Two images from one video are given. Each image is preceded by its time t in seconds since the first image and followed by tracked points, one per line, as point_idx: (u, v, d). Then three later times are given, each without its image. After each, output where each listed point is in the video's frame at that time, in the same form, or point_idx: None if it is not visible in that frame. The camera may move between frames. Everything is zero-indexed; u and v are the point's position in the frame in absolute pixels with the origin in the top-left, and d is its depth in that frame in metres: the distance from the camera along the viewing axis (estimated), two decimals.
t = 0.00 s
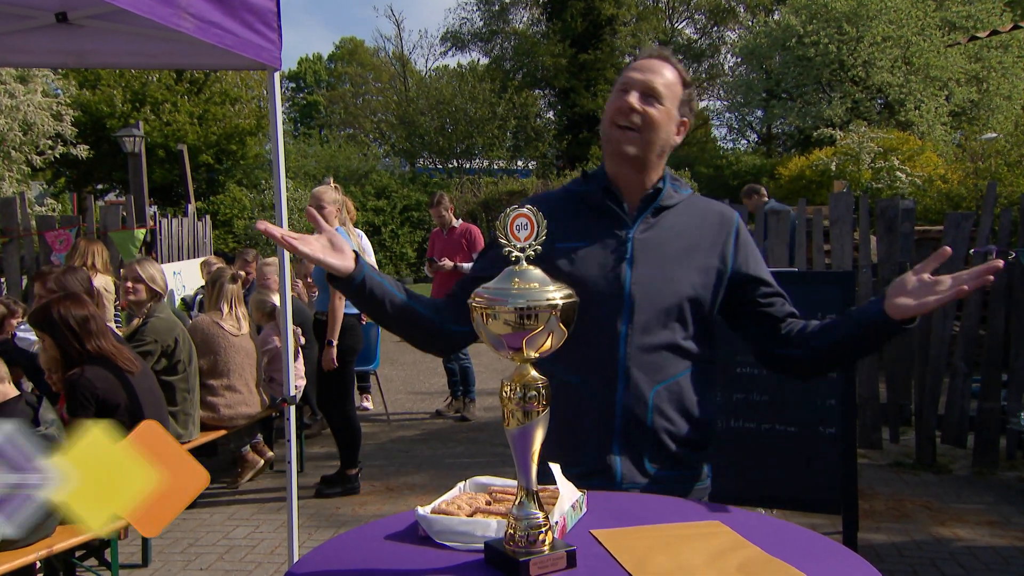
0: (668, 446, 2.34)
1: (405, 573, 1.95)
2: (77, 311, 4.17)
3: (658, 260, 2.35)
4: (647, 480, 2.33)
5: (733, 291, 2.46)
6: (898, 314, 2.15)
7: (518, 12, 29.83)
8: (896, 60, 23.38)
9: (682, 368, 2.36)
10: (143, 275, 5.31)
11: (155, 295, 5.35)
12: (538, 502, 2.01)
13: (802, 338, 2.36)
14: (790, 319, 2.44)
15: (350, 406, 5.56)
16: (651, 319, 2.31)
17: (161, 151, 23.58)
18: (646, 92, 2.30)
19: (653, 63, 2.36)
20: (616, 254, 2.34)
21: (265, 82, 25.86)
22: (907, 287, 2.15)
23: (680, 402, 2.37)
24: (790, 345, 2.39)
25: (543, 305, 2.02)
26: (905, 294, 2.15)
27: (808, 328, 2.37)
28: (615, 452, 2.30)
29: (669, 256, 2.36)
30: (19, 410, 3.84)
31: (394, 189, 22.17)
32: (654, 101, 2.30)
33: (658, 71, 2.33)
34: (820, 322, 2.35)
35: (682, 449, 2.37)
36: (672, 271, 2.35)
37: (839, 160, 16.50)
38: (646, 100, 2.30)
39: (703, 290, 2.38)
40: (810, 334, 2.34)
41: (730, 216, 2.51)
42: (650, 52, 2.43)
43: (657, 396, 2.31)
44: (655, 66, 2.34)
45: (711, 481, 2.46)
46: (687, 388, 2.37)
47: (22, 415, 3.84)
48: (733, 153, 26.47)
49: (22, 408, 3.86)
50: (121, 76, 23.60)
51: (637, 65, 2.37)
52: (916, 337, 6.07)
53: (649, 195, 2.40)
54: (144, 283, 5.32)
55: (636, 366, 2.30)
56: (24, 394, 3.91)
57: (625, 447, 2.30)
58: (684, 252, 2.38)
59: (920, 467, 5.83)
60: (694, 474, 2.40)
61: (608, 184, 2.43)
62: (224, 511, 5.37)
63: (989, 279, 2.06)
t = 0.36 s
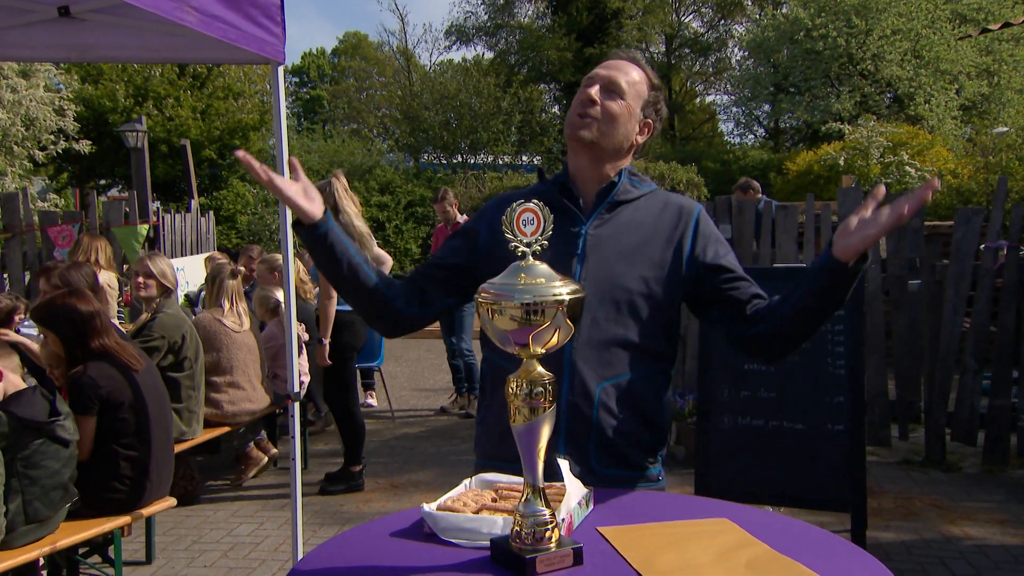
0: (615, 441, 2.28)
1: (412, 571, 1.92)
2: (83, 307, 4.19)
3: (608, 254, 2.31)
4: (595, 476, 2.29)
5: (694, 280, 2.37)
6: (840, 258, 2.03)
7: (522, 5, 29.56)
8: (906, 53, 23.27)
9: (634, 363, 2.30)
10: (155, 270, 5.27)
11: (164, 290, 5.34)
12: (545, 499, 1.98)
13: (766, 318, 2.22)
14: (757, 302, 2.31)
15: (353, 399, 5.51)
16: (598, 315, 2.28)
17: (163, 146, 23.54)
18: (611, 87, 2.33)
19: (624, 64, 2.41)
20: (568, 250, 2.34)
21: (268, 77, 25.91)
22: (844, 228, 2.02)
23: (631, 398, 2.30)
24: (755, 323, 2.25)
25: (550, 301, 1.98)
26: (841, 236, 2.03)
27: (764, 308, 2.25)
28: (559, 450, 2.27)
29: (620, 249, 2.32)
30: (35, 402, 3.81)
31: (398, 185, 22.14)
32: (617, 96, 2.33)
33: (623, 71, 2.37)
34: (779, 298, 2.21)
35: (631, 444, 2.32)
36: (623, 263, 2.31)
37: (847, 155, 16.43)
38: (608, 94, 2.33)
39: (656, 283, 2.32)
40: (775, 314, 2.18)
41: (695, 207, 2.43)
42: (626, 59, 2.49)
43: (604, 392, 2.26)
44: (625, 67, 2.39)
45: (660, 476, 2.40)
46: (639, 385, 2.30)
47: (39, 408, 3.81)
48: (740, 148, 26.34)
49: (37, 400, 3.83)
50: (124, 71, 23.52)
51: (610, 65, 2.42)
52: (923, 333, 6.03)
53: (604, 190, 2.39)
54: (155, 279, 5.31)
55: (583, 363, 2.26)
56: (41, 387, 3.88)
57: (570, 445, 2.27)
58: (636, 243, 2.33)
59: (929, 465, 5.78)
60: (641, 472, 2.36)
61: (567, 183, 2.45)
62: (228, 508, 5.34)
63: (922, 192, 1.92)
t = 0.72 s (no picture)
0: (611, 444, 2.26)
1: (414, 569, 1.88)
2: (86, 303, 4.14)
3: (597, 256, 2.27)
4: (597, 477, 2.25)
5: (674, 279, 2.38)
6: (825, 310, 2.07)
7: None
8: (914, 48, 23.16)
9: (626, 366, 2.29)
10: (156, 266, 5.19)
11: (167, 286, 5.26)
12: (549, 496, 1.94)
13: (745, 325, 2.26)
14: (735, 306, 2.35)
15: (355, 397, 5.49)
16: (593, 319, 2.23)
17: (164, 140, 23.49)
18: (580, 97, 2.14)
19: (576, 57, 2.18)
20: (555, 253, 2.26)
21: (269, 69, 25.99)
22: (831, 288, 2.06)
23: (624, 400, 2.29)
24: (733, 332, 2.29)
25: (554, 296, 1.95)
26: (832, 290, 2.06)
27: (751, 313, 2.27)
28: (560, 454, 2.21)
29: (609, 252, 2.28)
30: (34, 399, 3.74)
31: (401, 180, 22.13)
32: (589, 106, 2.16)
33: (586, 70, 2.16)
34: (762, 306, 2.25)
35: (626, 446, 2.30)
36: (612, 267, 2.27)
37: (853, 151, 16.38)
38: (582, 107, 2.15)
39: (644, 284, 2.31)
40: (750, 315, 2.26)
41: (668, 202, 2.42)
42: (569, 40, 2.23)
43: (602, 396, 2.24)
44: (580, 62, 2.17)
45: (650, 472, 2.39)
46: (631, 388, 2.30)
47: (38, 405, 3.75)
48: (745, 143, 26.24)
49: (37, 398, 3.77)
50: (124, 64, 23.42)
51: (559, 61, 2.18)
52: (930, 331, 5.98)
53: (584, 191, 2.31)
54: (157, 275, 5.21)
55: (581, 367, 2.21)
56: (40, 384, 3.81)
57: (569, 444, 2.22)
58: (623, 246, 2.30)
59: (936, 464, 5.73)
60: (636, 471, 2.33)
61: (536, 184, 2.34)
62: (228, 504, 5.31)
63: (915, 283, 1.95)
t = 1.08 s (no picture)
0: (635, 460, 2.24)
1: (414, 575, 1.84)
2: (88, 308, 4.11)
3: (615, 270, 2.22)
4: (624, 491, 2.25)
5: (684, 284, 2.31)
6: (802, 315, 2.03)
7: None
8: (918, 49, 23.13)
9: (646, 382, 2.25)
10: (149, 270, 5.20)
11: (162, 290, 5.28)
12: (551, 502, 1.90)
13: (740, 330, 2.18)
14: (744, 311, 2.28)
15: (356, 401, 5.46)
16: (613, 336, 2.19)
17: (163, 143, 23.46)
18: (577, 96, 2.09)
19: (571, 59, 2.13)
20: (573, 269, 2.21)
21: (269, 71, 25.89)
22: (803, 288, 2.01)
23: (646, 417, 2.26)
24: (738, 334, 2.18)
25: (556, 300, 1.90)
26: (807, 293, 2.01)
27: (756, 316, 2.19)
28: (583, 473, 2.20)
29: (623, 265, 2.23)
30: (38, 407, 3.71)
31: (401, 183, 22.13)
32: (588, 103, 2.10)
33: (584, 72, 2.11)
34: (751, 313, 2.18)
35: (648, 460, 2.28)
36: (627, 282, 2.22)
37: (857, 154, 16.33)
38: (581, 106, 2.10)
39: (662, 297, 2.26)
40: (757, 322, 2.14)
41: (677, 204, 2.35)
42: (561, 40, 2.18)
43: (624, 417, 2.21)
44: (577, 62, 2.12)
45: (669, 480, 2.36)
46: (651, 405, 2.26)
47: (42, 414, 3.71)
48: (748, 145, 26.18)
49: (40, 406, 3.73)
50: (123, 66, 23.35)
51: (553, 62, 2.13)
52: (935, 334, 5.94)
53: (597, 202, 2.26)
54: (151, 280, 5.23)
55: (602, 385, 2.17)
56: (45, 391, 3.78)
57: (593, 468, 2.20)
58: (640, 258, 2.25)
59: (941, 468, 5.69)
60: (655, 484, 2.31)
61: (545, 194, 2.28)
62: (227, 510, 5.27)
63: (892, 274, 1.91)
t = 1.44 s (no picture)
0: (696, 469, 2.17)
1: None
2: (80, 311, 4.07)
3: (656, 274, 2.12)
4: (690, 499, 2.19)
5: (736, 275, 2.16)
6: (837, 294, 1.84)
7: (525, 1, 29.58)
8: (918, 48, 23.12)
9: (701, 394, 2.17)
10: (137, 276, 5.19)
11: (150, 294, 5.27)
12: (550, 506, 1.87)
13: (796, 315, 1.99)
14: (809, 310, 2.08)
15: (353, 402, 5.42)
16: (662, 347, 2.10)
17: (158, 145, 23.42)
18: (600, 93, 1.98)
19: (589, 54, 2.03)
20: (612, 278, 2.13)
21: (265, 72, 25.81)
22: (824, 263, 1.83)
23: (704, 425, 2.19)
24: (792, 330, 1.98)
25: (554, 302, 1.88)
26: (830, 269, 1.83)
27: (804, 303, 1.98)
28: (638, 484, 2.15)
29: (665, 268, 2.13)
30: (30, 417, 3.72)
31: (399, 184, 22.17)
32: (615, 100, 2.00)
33: (605, 66, 2.00)
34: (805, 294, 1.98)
35: (709, 467, 2.20)
36: (671, 285, 2.12)
37: (858, 154, 16.25)
38: (607, 104, 1.99)
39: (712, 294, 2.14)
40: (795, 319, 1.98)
41: (721, 191, 2.21)
42: (576, 35, 2.08)
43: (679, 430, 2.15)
44: (595, 57, 2.02)
45: (734, 486, 2.29)
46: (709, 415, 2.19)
47: (34, 424, 3.72)
48: (748, 145, 26.14)
49: (33, 414, 3.74)
50: (117, 68, 23.26)
51: (570, 62, 2.03)
52: (937, 335, 5.91)
53: (631, 204, 2.17)
54: (139, 285, 5.22)
55: (650, 395, 2.11)
56: (37, 398, 3.79)
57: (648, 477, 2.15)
58: (682, 258, 2.14)
59: (943, 470, 5.66)
60: (718, 493, 2.23)
61: (578, 202, 2.21)
62: (224, 515, 5.23)
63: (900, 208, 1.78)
